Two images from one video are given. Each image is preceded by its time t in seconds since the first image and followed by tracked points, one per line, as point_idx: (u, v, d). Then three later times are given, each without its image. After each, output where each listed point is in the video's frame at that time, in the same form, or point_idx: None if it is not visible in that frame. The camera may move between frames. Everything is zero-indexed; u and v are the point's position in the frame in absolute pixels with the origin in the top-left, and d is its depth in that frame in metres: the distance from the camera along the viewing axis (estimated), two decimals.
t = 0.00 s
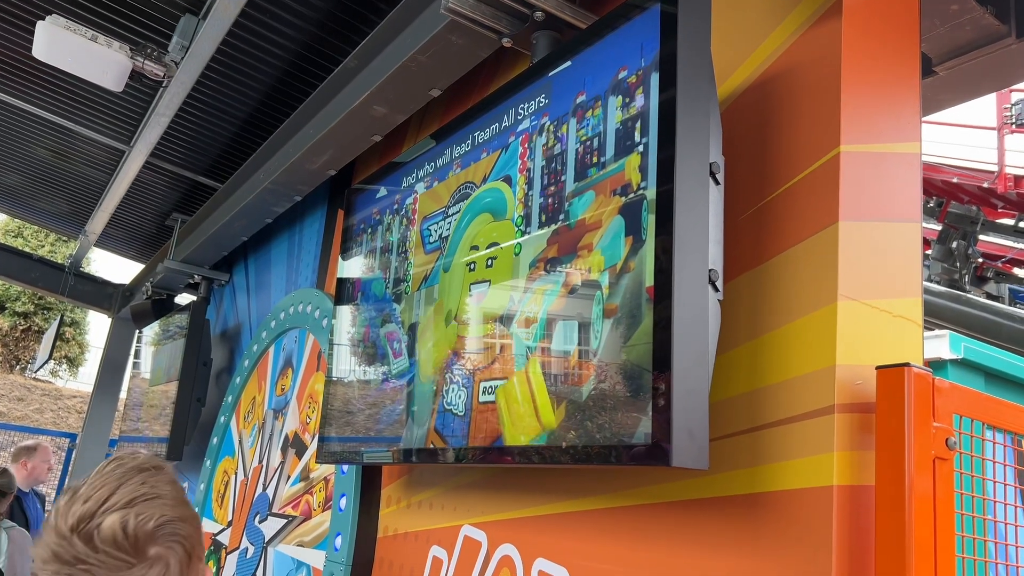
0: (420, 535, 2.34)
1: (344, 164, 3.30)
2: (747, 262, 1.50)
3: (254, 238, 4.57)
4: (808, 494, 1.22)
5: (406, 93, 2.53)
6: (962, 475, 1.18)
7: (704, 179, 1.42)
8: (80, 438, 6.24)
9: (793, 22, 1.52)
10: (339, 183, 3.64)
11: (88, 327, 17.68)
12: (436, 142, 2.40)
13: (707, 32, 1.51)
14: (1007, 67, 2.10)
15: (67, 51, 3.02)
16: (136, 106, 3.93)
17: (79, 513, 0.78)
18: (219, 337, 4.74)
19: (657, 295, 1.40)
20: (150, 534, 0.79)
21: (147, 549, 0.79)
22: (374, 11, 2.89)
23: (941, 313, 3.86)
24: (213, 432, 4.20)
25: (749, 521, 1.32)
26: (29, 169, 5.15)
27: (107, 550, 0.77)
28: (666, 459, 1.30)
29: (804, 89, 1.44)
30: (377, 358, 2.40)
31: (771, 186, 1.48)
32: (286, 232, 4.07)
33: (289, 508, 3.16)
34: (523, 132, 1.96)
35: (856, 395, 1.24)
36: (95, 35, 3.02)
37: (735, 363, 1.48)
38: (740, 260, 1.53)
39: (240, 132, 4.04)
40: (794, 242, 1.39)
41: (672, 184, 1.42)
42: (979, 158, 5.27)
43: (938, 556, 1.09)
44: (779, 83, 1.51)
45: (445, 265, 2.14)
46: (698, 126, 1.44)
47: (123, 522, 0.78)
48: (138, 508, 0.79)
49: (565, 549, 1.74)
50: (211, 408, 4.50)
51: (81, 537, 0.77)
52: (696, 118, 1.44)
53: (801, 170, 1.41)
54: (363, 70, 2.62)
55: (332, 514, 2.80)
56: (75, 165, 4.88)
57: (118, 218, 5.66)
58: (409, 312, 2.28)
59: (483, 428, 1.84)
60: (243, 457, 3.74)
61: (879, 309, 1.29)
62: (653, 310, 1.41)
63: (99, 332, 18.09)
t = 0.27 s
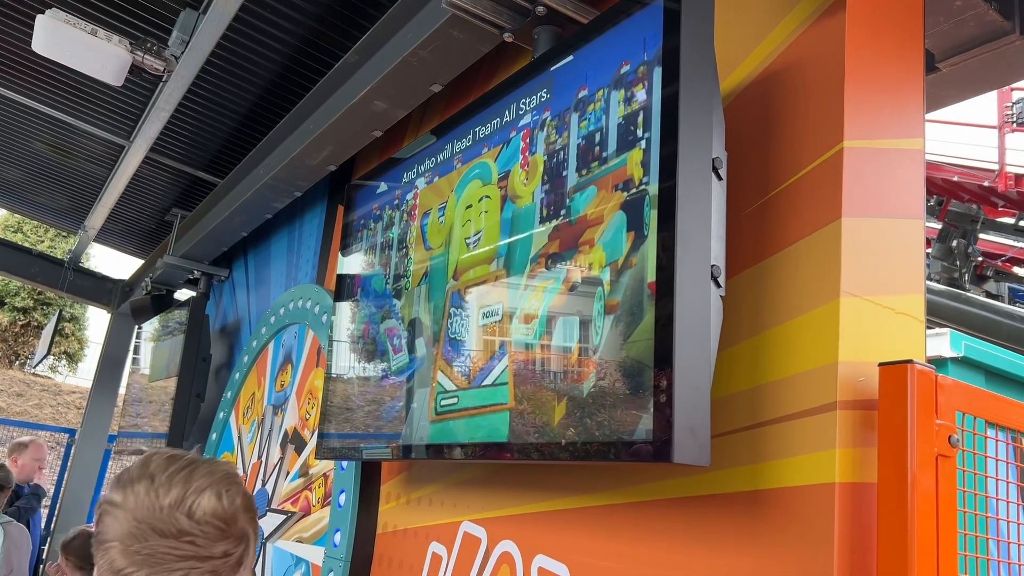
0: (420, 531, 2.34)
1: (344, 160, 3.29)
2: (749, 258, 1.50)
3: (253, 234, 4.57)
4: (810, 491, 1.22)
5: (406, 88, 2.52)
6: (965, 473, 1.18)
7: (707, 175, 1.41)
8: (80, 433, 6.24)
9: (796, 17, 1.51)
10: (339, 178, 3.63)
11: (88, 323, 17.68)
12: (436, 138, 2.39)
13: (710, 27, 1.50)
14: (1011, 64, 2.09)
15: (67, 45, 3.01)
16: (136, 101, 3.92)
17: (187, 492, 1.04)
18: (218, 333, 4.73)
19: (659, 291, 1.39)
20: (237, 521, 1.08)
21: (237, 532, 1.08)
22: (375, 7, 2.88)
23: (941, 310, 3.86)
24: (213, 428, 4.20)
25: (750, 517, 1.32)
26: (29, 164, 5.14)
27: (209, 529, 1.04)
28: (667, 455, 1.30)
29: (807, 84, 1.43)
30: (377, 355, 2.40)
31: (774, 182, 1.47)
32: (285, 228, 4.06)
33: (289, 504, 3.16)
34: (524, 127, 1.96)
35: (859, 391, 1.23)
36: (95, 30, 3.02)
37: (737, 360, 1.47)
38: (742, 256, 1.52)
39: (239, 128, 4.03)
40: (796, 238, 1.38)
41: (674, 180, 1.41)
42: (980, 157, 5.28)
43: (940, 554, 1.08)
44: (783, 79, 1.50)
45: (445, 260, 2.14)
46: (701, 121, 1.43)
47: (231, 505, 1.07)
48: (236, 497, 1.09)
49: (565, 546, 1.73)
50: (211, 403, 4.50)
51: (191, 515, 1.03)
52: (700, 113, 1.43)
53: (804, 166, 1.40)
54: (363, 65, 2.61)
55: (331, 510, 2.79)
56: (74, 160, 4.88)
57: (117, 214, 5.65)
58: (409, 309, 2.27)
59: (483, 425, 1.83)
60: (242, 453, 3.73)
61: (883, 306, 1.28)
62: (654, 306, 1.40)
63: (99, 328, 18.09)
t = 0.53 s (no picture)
0: (419, 528, 2.33)
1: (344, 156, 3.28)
2: (750, 255, 1.49)
3: (253, 230, 4.56)
4: (811, 489, 1.21)
5: (406, 84, 2.51)
6: (966, 471, 1.17)
7: (708, 171, 1.40)
8: (79, 429, 6.24)
9: (799, 12, 1.50)
10: (339, 175, 3.63)
11: (88, 320, 17.69)
12: (436, 135, 2.39)
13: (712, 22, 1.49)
14: (1014, 61, 2.08)
15: (67, 41, 2.99)
16: (135, 97, 3.91)
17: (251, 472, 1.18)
18: (218, 330, 4.73)
19: (659, 288, 1.39)
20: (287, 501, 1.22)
21: (288, 511, 1.21)
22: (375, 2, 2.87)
23: (941, 309, 3.86)
24: (212, 425, 4.20)
25: (750, 515, 1.31)
26: (29, 160, 5.13)
27: (269, 500, 1.17)
28: (666, 452, 1.29)
29: (809, 79, 1.42)
30: (377, 352, 2.39)
31: (776, 178, 1.46)
32: (285, 224, 4.05)
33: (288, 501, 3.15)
34: (524, 123, 1.95)
35: (860, 389, 1.22)
36: (95, 25, 3.00)
37: (737, 358, 1.46)
38: (743, 253, 1.51)
39: (239, 124, 4.02)
40: (798, 234, 1.38)
41: (675, 176, 1.40)
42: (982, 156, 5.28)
43: (942, 553, 1.08)
44: (784, 74, 1.49)
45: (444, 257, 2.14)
46: (702, 117, 1.43)
47: (283, 486, 1.21)
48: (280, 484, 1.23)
49: (564, 543, 1.73)
50: (210, 400, 4.49)
51: (255, 488, 1.16)
52: (701, 109, 1.43)
53: (806, 163, 1.39)
54: (364, 61, 2.60)
55: (330, 507, 2.79)
56: (74, 156, 4.87)
57: (117, 210, 5.64)
58: (409, 306, 2.27)
59: (483, 422, 1.83)
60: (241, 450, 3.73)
61: (884, 303, 1.27)
62: (653, 303, 1.40)
63: (99, 324, 18.09)
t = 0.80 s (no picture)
0: (418, 525, 2.33)
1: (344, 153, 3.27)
2: (751, 252, 1.48)
3: (253, 228, 4.55)
4: (811, 487, 1.21)
5: (406, 80, 2.51)
6: (967, 469, 1.16)
7: (709, 167, 1.40)
8: (80, 427, 6.24)
9: (800, 8, 1.49)
10: (339, 171, 3.62)
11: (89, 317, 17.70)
12: (436, 131, 2.38)
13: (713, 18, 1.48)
14: (1017, 57, 2.07)
15: (67, 38, 2.99)
16: (136, 94, 3.90)
17: (263, 467, 1.32)
18: (218, 327, 4.73)
19: (659, 285, 1.38)
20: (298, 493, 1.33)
21: (299, 501, 1.31)
22: None
23: (942, 307, 3.85)
24: (212, 422, 4.20)
25: (750, 514, 1.31)
26: (29, 157, 5.13)
27: (281, 484, 1.28)
28: (666, 450, 1.29)
29: (810, 75, 1.42)
30: (377, 350, 2.39)
31: (777, 174, 1.45)
32: (285, 222, 4.05)
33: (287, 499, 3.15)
34: (524, 119, 1.94)
35: (861, 386, 1.22)
36: (94, 21, 3.00)
37: (737, 356, 1.46)
38: (743, 250, 1.51)
39: (239, 121, 4.02)
40: (799, 230, 1.37)
41: (675, 172, 1.39)
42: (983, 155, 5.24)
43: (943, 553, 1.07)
44: (785, 70, 1.48)
45: (444, 254, 2.13)
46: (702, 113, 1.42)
47: (293, 481, 1.34)
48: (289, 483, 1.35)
49: (564, 541, 1.72)
50: (210, 397, 4.49)
51: (269, 477, 1.29)
52: (701, 105, 1.42)
53: (807, 159, 1.38)
54: (364, 57, 2.59)
55: (330, 504, 2.78)
56: (74, 153, 4.86)
57: (117, 207, 5.64)
58: (408, 304, 2.26)
59: (482, 420, 1.82)
60: (241, 448, 3.73)
61: (886, 300, 1.27)
62: (653, 300, 1.39)
63: (100, 322, 18.10)
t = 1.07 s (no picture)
0: (417, 524, 2.32)
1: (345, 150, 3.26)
2: (751, 248, 1.47)
3: (255, 225, 4.55)
4: (812, 485, 1.20)
5: (407, 77, 2.50)
6: (970, 467, 1.15)
7: (709, 163, 1.39)
8: (81, 424, 6.24)
9: (801, 3, 1.48)
10: (340, 169, 3.61)
11: (91, 316, 17.72)
12: (436, 128, 2.37)
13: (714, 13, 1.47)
14: (1021, 52, 2.05)
15: (67, 35, 2.97)
16: (136, 91, 3.90)
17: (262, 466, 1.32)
18: (219, 325, 4.72)
19: (660, 282, 1.37)
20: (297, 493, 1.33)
21: (298, 500, 1.30)
22: None
23: (945, 306, 3.83)
24: (212, 420, 4.19)
25: (750, 512, 1.30)
26: (30, 155, 5.12)
27: (279, 482, 1.28)
28: (666, 447, 1.28)
29: (812, 70, 1.40)
30: (378, 348, 2.38)
31: (778, 170, 1.44)
32: (286, 220, 4.04)
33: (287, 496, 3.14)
34: (523, 117, 1.93)
35: (863, 383, 1.20)
36: (93, 18, 2.98)
37: (738, 353, 1.45)
38: (744, 247, 1.50)
39: (240, 119, 4.01)
40: (800, 227, 1.36)
41: (675, 167, 1.38)
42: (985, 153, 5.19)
43: (945, 553, 1.06)
44: (786, 66, 1.47)
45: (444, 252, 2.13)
46: (702, 108, 1.41)
47: (292, 481, 1.33)
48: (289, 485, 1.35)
49: (563, 540, 1.72)
50: (211, 395, 4.49)
51: (267, 474, 1.29)
52: (701, 101, 1.41)
53: (808, 155, 1.37)
54: (364, 54, 2.58)
55: (330, 502, 2.77)
56: (76, 151, 4.86)
57: (118, 205, 5.63)
58: (409, 302, 2.25)
59: (484, 419, 1.81)
60: (241, 445, 3.73)
61: (888, 297, 1.26)
62: (653, 296, 1.38)
63: (102, 320, 18.12)
